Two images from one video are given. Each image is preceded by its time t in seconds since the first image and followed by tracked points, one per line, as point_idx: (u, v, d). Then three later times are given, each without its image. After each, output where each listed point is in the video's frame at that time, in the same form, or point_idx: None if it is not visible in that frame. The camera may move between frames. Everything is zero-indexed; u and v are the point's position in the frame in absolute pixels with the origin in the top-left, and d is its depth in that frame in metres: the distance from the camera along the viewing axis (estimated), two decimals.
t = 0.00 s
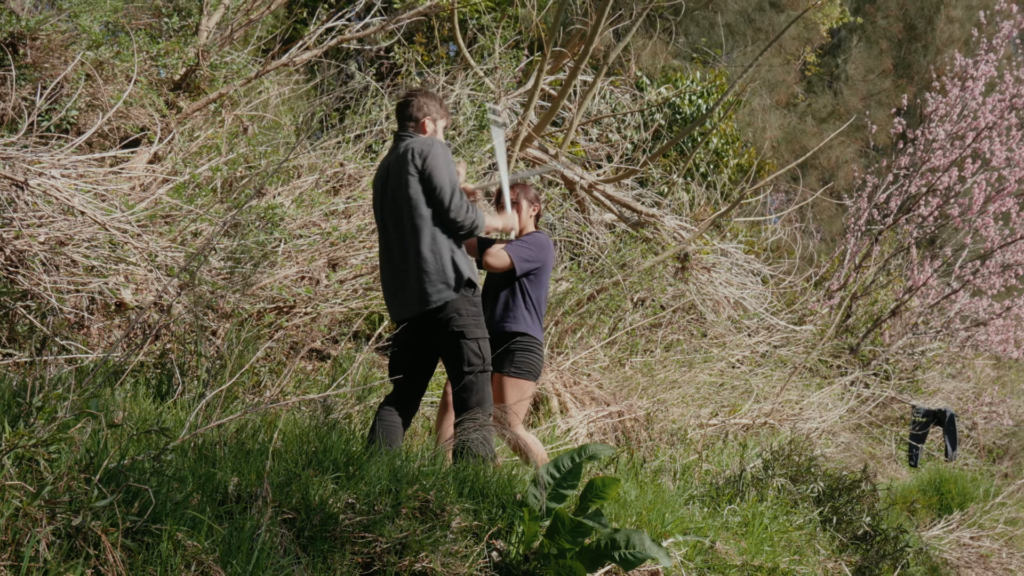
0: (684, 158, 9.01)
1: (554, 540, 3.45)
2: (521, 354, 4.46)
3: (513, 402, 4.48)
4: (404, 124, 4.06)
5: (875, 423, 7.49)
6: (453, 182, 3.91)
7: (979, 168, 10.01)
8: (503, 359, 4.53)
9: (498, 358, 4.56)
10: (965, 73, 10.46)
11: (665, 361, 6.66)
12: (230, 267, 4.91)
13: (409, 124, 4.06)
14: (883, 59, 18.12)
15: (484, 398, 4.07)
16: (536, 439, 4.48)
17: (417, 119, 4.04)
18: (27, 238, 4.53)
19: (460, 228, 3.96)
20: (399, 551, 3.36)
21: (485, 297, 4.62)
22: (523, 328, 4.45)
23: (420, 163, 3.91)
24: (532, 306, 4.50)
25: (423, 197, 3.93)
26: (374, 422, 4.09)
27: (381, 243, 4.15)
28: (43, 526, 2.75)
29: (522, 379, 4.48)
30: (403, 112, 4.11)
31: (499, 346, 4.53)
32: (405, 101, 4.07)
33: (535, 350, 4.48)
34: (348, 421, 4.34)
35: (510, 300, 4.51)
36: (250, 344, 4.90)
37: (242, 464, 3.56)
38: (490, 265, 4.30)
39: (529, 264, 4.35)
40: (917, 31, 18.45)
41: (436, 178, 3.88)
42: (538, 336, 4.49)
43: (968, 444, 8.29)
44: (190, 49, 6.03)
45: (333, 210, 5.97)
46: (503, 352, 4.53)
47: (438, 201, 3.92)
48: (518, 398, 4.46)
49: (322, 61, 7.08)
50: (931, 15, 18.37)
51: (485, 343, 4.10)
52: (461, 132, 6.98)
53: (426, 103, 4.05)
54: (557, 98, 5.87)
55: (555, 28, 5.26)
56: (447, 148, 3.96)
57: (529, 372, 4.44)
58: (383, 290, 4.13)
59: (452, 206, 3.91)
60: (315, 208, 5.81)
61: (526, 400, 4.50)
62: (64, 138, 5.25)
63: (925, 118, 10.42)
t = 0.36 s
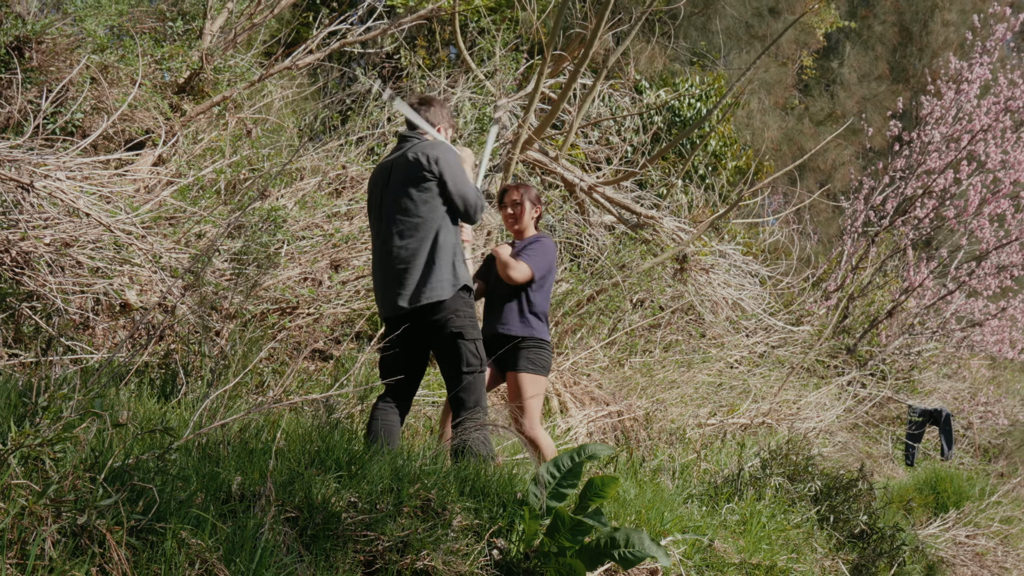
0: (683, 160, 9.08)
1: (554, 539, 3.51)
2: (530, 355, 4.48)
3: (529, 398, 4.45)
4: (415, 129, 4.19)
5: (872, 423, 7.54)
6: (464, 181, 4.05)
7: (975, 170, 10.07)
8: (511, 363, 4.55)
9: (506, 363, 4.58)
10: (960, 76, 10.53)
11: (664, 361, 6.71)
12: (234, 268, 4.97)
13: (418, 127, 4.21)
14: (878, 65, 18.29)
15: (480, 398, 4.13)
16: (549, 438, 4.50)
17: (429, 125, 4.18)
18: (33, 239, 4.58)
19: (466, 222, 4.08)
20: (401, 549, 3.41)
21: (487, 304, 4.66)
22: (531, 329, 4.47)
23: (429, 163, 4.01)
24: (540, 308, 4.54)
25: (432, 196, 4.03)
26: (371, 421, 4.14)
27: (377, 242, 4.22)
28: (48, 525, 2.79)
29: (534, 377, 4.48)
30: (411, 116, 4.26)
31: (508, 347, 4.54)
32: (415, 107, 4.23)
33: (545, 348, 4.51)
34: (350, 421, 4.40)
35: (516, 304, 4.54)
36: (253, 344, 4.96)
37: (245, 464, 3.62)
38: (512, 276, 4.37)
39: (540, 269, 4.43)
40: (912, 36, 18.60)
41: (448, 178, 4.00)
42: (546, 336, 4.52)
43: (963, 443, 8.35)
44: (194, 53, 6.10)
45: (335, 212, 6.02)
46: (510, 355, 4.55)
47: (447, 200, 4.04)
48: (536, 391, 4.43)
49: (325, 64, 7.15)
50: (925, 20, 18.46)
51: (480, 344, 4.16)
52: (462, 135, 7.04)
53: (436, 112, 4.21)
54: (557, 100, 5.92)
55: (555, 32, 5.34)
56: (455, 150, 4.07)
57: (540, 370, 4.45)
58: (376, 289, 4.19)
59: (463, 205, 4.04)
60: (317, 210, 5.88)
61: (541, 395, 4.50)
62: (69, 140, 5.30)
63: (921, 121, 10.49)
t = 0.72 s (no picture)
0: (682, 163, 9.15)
1: (553, 537, 3.55)
2: (556, 354, 4.66)
3: (561, 387, 4.60)
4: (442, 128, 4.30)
5: (868, 422, 7.60)
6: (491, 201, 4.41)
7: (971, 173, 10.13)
8: (532, 365, 4.70)
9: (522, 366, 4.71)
10: (956, 79, 10.59)
11: (663, 361, 6.76)
12: (237, 269, 5.02)
13: (442, 124, 4.30)
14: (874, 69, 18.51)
15: (480, 400, 4.28)
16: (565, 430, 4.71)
17: (455, 124, 4.32)
18: (39, 241, 4.64)
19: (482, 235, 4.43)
20: (402, 548, 3.46)
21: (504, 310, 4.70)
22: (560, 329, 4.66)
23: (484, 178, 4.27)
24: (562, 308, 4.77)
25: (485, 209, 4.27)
26: (370, 416, 4.15)
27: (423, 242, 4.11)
28: (54, 523, 2.85)
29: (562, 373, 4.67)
30: (431, 112, 4.34)
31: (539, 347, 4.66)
32: (435, 102, 4.31)
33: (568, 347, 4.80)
34: (350, 420, 4.45)
35: (539, 307, 4.68)
36: (257, 344, 5.02)
37: (248, 463, 3.67)
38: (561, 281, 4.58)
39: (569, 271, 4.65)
40: (907, 40, 18.98)
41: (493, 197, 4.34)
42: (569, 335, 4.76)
43: (959, 443, 8.42)
44: (198, 57, 6.14)
45: (337, 214, 6.07)
46: (530, 357, 4.68)
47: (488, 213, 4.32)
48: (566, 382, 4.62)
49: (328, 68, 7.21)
50: (921, 24, 18.90)
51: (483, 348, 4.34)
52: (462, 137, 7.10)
53: (457, 108, 4.32)
54: (557, 104, 5.95)
55: (555, 36, 5.37)
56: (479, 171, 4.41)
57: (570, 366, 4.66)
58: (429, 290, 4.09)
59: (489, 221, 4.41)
60: (320, 212, 5.93)
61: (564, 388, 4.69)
62: (74, 143, 5.36)
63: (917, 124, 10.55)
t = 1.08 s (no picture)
0: (680, 165, 9.21)
1: (554, 536, 3.60)
2: (553, 356, 4.66)
3: (554, 389, 4.60)
4: (448, 135, 4.33)
5: (865, 422, 7.66)
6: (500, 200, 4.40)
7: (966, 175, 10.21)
8: (528, 365, 4.72)
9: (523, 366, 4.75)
10: (952, 82, 10.68)
11: (662, 361, 6.82)
12: (240, 271, 5.01)
13: (449, 131, 4.33)
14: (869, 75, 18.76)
15: (485, 402, 4.33)
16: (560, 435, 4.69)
17: (463, 133, 4.35)
18: (44, 243, 4.70)
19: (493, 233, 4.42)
20: (404, 546, 3.50)
21: (505, 309, 4.77)
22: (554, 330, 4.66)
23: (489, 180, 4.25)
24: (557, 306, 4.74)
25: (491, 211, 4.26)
26: (378, 417, 4.20)
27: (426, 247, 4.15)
28: (59, 522, 2.89)
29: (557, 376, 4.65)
30: (441, 120, 4.39)
31: (531, 346, 4.69)
32: (444, 109, 4.36)
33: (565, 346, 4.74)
34: (353, 420, 4.48)
35: (532, 307, 4.69)
36: (260, 345, 5.08)
37: (252, 462, 3.72)
38: (538, 268, 4.58)
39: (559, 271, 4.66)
40: (903, 43, 19.17)
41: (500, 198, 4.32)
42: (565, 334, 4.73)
43: (955, 442, 8.48)
44: (201, 60, 6.19)
45: (340, 215, 6.12)
46: (529, 358, 4.71)
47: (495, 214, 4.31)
48: (560, 384, 4.60)
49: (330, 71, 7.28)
50: (915, 28, 19.16)
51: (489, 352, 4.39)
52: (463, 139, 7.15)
53: (466, 115, 4.35)
54: (557, 106, 5.99)
55: (555, 39, 5.41)
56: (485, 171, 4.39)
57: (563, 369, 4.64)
58: (431, 295, 4.14)
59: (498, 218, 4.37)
60: (322, 214, 5.96)
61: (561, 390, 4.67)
62: (80, 145, 5.40)
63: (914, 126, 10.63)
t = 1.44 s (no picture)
0: (679, 168, 9.27)
1: (554, 534, 3.64)
2: (521, 356, 4.66)
3: (522, 397, 4.64)
4: (418, 139, 4.30)
5: (862, 421, 7.72)
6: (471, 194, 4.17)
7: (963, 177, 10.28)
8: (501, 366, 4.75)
9: (501, 361, 4.76)
10: (948, 86, 10.75)
11: (661, 362, 6.87)
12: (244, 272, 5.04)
13: (422, 135, 4.30)
14: (867, 78, 18.84)
15: (484, 400, 4.31)
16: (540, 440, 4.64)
17: (431, 133, 4.29)
18: (49, 244, 4.76)
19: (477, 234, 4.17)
20: (406, 544, 3.55)
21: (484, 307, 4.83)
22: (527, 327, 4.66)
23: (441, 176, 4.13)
24: (531, 308, 4.71)
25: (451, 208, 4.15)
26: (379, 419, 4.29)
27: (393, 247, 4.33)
28: (64, 521, 2.89)
29: (525, 378, 4.66)
30: (416, 124, 4.36)
31: (501, 347, 4.74)
32: (418, 113, 4.33)
33: (537, 350, 4.67)
34: (356, 420, 4.53)
35: (506, 306, 4.71)
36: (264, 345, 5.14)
37: (255, 461, 3.77)
38: (509, 253, 4.49)
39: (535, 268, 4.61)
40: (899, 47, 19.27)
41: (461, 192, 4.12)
42: (537, 338, 4.68)
43: (951, 441, 8.53)
44: (205, 63, 6.25)
45: (343, 217, 6.18)
46: (505, 355, 4.73)
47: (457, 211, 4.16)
48: (526, 392, 4.63)
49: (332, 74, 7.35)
50: (912, 32, 19.32)
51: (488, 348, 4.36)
52: (464, 142, 7.21)
53: (440, 115, 4.31)
54: (557, 110, 6.07)
55: (555, 43, 5.49)
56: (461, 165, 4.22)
57: (531, 371, 4.61)
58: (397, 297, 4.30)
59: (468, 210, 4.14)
60: (325, 215, 5.98)
61: (532, 397, 4.67)
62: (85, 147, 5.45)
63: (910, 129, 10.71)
